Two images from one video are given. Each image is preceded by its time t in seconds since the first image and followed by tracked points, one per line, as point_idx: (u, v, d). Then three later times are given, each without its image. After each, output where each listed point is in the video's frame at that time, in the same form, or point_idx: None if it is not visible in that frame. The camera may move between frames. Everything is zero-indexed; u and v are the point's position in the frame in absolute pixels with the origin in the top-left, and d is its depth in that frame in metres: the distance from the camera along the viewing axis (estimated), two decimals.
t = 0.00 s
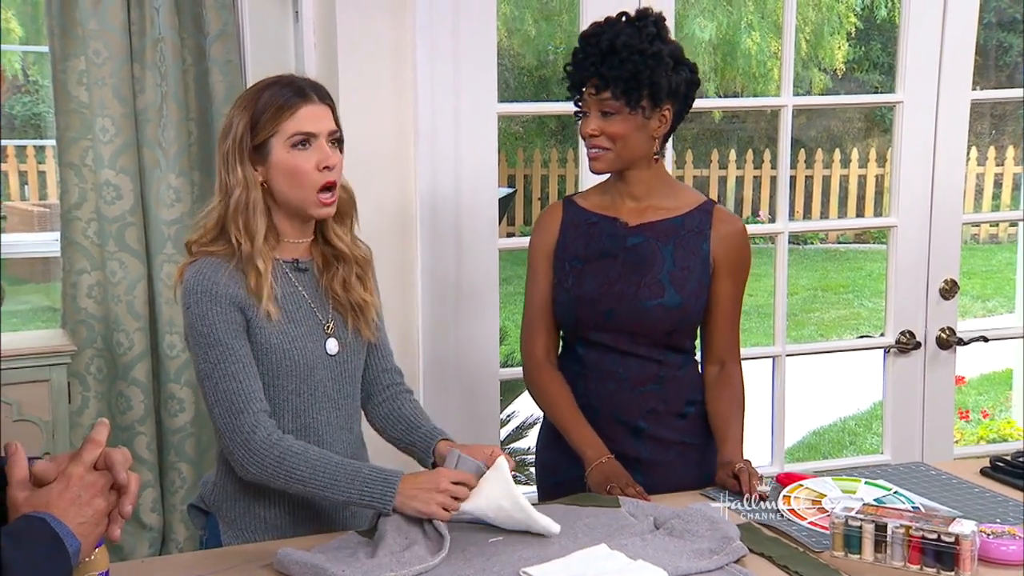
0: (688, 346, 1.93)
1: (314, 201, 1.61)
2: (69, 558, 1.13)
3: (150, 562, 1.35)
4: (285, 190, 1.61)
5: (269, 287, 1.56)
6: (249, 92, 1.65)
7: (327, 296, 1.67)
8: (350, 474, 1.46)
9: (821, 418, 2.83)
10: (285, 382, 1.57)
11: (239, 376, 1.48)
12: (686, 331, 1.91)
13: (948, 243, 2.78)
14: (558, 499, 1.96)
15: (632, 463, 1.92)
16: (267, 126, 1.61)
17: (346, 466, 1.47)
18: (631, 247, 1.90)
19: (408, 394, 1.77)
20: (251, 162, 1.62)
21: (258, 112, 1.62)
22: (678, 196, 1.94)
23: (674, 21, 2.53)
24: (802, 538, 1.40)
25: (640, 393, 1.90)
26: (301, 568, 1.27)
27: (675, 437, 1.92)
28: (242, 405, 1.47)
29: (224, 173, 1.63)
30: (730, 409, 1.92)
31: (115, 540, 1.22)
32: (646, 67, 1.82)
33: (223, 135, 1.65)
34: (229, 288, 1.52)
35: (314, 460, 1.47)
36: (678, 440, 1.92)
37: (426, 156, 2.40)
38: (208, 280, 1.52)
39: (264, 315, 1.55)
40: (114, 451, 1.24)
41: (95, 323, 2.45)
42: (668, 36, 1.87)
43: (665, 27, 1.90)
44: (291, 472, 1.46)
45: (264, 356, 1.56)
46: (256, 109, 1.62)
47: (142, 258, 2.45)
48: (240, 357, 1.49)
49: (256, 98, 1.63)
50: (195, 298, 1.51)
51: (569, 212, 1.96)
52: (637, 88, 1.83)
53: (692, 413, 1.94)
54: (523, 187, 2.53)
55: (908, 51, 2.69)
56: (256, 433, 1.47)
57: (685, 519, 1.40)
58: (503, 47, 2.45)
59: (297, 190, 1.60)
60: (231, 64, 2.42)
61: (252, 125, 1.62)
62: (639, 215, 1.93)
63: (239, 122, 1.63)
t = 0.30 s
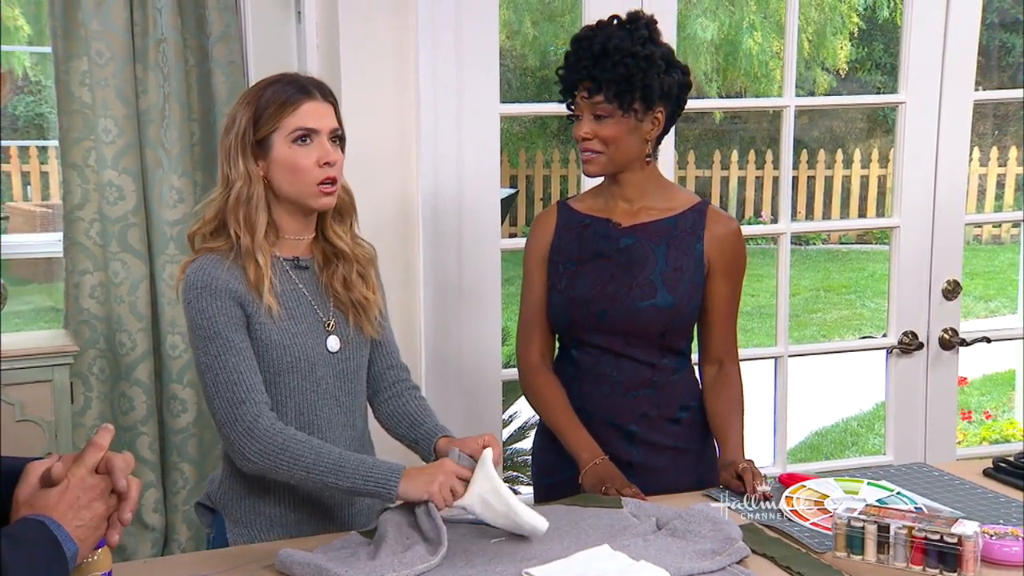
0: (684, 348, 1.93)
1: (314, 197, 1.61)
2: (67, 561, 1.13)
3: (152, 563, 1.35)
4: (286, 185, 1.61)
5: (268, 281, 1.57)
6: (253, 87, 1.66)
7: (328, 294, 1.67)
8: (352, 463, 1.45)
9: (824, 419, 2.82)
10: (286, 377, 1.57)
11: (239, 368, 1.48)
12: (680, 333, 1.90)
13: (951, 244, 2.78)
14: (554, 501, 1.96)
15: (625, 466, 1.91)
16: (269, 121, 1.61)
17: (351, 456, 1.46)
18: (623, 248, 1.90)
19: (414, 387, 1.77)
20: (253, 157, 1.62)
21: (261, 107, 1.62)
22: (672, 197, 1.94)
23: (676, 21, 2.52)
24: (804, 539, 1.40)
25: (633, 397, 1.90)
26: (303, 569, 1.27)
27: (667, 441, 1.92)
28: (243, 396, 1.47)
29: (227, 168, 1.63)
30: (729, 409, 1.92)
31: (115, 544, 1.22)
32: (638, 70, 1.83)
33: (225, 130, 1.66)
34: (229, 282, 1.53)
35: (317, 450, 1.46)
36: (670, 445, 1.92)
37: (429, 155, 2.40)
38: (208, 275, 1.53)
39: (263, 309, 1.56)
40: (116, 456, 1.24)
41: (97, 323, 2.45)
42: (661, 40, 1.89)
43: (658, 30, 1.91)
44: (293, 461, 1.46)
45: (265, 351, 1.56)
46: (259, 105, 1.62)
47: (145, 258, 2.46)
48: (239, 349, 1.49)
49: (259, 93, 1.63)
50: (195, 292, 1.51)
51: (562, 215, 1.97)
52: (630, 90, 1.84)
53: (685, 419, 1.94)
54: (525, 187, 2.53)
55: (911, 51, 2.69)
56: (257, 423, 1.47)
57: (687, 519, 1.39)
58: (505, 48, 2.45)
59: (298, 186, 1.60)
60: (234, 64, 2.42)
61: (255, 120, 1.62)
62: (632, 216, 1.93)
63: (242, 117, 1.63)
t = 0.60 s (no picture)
0: (682, 349, 1.93)
1: (314, 196, 1.61)
2: (67, 558, 1.12)
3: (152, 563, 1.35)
4: (286, 185, 1.61)
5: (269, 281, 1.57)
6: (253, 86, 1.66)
7: (326, 292, 1.67)
8: (358, 457, 1.46)
9: (824, 420, 2.82)
10: (287, 377, 1.57)
11: (241, 368, 1.48)
12: (679, 334, 1.91)
13: (951, 244, 2.78)
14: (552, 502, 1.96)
15: (625, 467, 1.91)
16: (270, 121, 1.61)
17: (357, 448, 1.47)
18: (621, 249, 1.90)
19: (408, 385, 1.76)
20: (254, 156, 1.62)
21: (263, 106, 1.62)
22: (669, 197, 1.94)
23: (676, 21, 2.52)
24: (804, 539, 1.40)
25: (630, 398, 1.90)
26: (303, 568, 1.27)
27: (664, 442, 1.92)
28: (247, 395, 1.47)
29: (226, 167, 1.63)
30: (726, 410, 1.92)
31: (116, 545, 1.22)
32: (635, 69, 1.83)
33: (224, 129, 1.65)
34: (229, 282, 1.53)
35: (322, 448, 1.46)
36: (668, 445, 1.92)
37: (429, 156, 2.41)
38: (208, 276, 1.53)
39: (264, 308, 1.56)
40: (117, 457, 1.27)
41: (98, 323, 2.45)
42: (657, 39, 1.89)
43: (654, 30, 1.91)
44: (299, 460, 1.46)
45: (266, 351, 1.56)
46: (261, 103, 1.62)
47: (145, 258, 2.46)
48: (241, 349, 1.49)
49: (260, 92, 1.63)
50: (195, 293, 1.51)
51: (558, 215, 1.97)
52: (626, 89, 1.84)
53: (683, 420, 1.94)
54: (526, 188, 2.54)
55: (911, 51, 2.69)
56: (263, 423, 1.47)
57: (687, 520, 1.39)
58: (506, 48, 2.46)
59: (299, 185, 1.61)
60: (234, 65, 2.43)
61: (257, 120, 1.62)
62: (629, 217, 1.93)
63: (242, 116, 1.62)
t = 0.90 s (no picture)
0: (680, 350, 1.93)
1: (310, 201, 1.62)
2: (63, 563, 1.12)
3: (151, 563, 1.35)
4: (286, 191, 1.61)
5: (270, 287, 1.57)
6: (240, 94, 1.65)
7: (323, 294, 1.67)
8: (354, 468, 1.43)
9: (824, 420, 2.82)
10: (289, 382, 1.57)
11: (243, 376, 1.48)
12: (678, 335, 1.90)
13: (952, 244, 2.78)
14: (551, 502, 1.96)
15: (623, 468, 1.91)
16: (267, 128, 1.61)
17: (353, 462, 1.44)
18: (619, 250, 1.89)
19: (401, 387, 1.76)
20: (251, 165, 1.62)
21: (257, 113, 1.62)
22: (668, 198, 1.94)
23: (676, 22, 2.52)
24: (804, 539, 1.40)
25: (628, 400, 1.90)
26: (303, 569, 1.27)
27: (662, 443, 1.92)
28: (249, 405, 1.47)
29: (221, 177, 1.62)
30: (726, 410, 1.92)
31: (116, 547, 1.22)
32: (630, 68, 1.83)
33: (215, 139, 1.64)
34: (229, 290, 1.53)
35: (323, 456, 1.45)
36: (667, 446, 1.92)
37: (429, 157, 2.40)
38: (209, 285, 1.53)
39: (265, 315, 1.56)
40: (116, 458, 1.26)
41: (98, 323, 2.45)
42: (653, 38, 1.88)
43: (650, 28, 1.91)
44: (300, 470, 1.45)
45: (268, 357, 1.56)
46: (255, 111, 1.62)
47: (145, 258, 2.46)
48: (243, 357, 1.49)
49: (251, 99, 1.63)
50: (196, 303, 1.51)
51: (557, 215, 1.97)
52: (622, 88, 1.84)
53: (682, 421, 1.94)
54: (526, 187, 2.54)
55: (912, 52, 2.69)
56: (264, 433, 1.46)
57: (686, 520, 1.39)
58: (506, 48, 2.46)
59: (299, 191, 1.61)
60: (234, 65, 2.43)
61: (251, 128, 1.62)
62: (627, 217, 1.93)
63: (235, 125, 1.62)
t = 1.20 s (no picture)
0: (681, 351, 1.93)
1: (309, 209, 1.63)
2: (60, 564, 1.12)
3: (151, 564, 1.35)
4: (283, 200, 1.62)
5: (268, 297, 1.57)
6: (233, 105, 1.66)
7: (319, 302, 1.68)
8: (358, 473, 1.43)
9: (824, 420, 2.82)
10: (289, 392, 1.57)
11: (243, 388, 1.48)
12: (679, 336, 1.91)
13: (952, 244, 2.78)
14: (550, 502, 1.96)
15: (623, 468, 1.91)
16: (263, 137, 1.62)
17: (355, 468, 1.44)
18: (620, 251, 1.89)
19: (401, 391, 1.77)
20: (247, 174, 1.62)
21: (253, 123, 1.62)
22: (669, 199, 1.94)
23: (676, 22, 2.51)
24: (804, 539, 1.40)
25: (628, 401, 1.90)
26: (305, 568, 1.26)
27: (662, 444, 1.92)
28: (251, 416, 1.47)
29: (217, 187, 1.62)
30: (726, 411, 1.92)
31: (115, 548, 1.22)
32: (629, 70, 1.83)
33: (209, 150, 1.64)
34: (228, 302, 1.53)
35: (326, 463, 1.45)
36: (667, 447, 1.92)
37: (429, 158, 2.40)
38: (207, 298, 1.52)
39: (265, 324, 1.56)
40: (113, 459, 1.25)
41: (98, 323, 2.45)
42: (653, 39, 1.88)
43: (650, 29, 1.91)
44: (304, 478, 1.46)
45: (268, 367, 1.56)
46: (250, 120, 1.63)
47: (145, 258, 2.46)
48: (243, 369, 1.49)
49: (245, 110, 1.64)
50: (194, 317, 1.51)
51: (557, 215, 1.97)
52: (622, 90, 1.84)
53: (682, 422, 1.94)
54: (526, 188, 2.54)
55: (912, 52, 2.69)
56: (265, 444, 1.47)
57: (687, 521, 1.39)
58: (505, 48, 2.46)
59: (297, 199, 1.62)
60: (234, 65, 2.43)
61: (247, 138, 1.62)
62: (628, 219, 1.93)
63: (230, 135, 1.62)
